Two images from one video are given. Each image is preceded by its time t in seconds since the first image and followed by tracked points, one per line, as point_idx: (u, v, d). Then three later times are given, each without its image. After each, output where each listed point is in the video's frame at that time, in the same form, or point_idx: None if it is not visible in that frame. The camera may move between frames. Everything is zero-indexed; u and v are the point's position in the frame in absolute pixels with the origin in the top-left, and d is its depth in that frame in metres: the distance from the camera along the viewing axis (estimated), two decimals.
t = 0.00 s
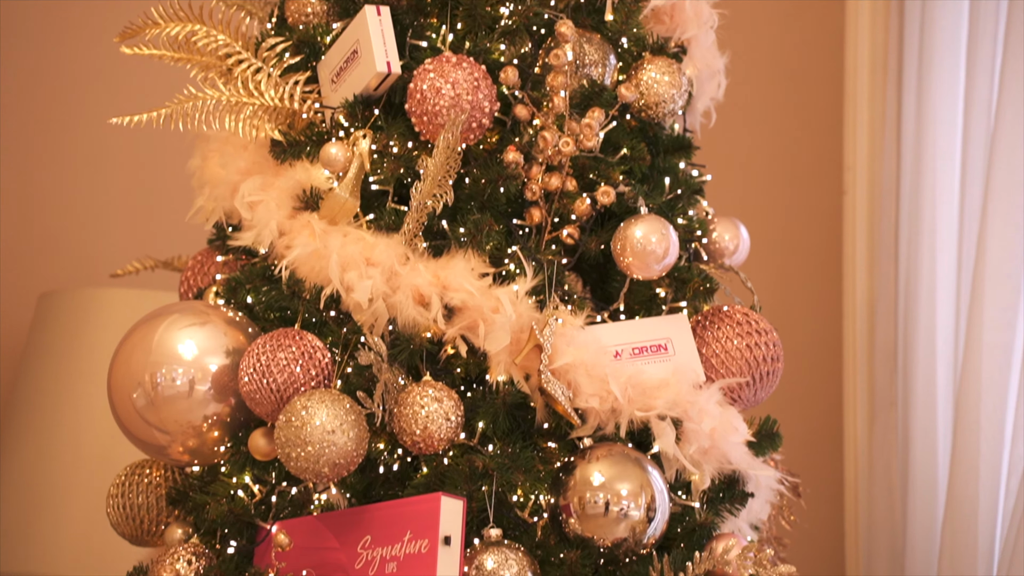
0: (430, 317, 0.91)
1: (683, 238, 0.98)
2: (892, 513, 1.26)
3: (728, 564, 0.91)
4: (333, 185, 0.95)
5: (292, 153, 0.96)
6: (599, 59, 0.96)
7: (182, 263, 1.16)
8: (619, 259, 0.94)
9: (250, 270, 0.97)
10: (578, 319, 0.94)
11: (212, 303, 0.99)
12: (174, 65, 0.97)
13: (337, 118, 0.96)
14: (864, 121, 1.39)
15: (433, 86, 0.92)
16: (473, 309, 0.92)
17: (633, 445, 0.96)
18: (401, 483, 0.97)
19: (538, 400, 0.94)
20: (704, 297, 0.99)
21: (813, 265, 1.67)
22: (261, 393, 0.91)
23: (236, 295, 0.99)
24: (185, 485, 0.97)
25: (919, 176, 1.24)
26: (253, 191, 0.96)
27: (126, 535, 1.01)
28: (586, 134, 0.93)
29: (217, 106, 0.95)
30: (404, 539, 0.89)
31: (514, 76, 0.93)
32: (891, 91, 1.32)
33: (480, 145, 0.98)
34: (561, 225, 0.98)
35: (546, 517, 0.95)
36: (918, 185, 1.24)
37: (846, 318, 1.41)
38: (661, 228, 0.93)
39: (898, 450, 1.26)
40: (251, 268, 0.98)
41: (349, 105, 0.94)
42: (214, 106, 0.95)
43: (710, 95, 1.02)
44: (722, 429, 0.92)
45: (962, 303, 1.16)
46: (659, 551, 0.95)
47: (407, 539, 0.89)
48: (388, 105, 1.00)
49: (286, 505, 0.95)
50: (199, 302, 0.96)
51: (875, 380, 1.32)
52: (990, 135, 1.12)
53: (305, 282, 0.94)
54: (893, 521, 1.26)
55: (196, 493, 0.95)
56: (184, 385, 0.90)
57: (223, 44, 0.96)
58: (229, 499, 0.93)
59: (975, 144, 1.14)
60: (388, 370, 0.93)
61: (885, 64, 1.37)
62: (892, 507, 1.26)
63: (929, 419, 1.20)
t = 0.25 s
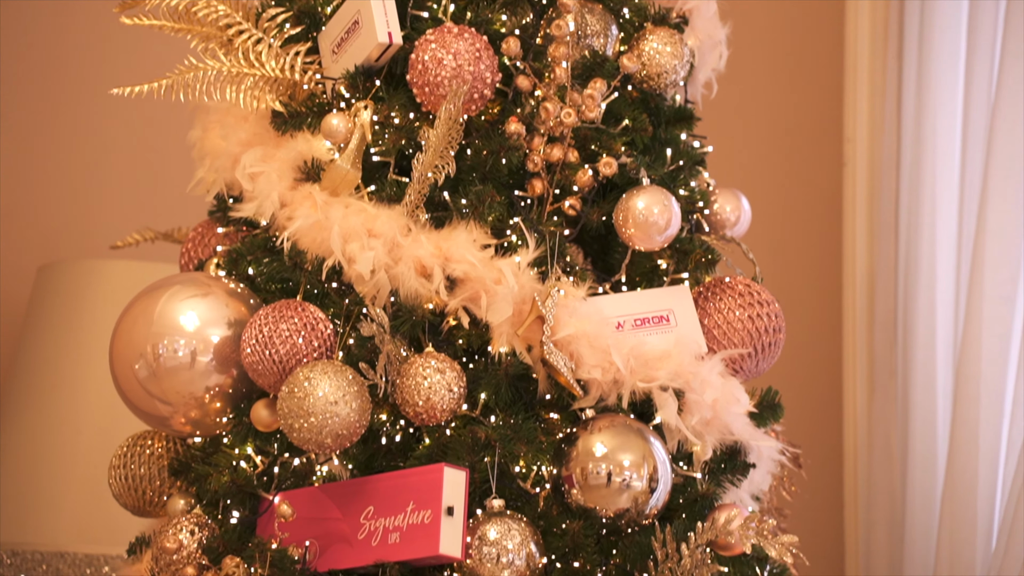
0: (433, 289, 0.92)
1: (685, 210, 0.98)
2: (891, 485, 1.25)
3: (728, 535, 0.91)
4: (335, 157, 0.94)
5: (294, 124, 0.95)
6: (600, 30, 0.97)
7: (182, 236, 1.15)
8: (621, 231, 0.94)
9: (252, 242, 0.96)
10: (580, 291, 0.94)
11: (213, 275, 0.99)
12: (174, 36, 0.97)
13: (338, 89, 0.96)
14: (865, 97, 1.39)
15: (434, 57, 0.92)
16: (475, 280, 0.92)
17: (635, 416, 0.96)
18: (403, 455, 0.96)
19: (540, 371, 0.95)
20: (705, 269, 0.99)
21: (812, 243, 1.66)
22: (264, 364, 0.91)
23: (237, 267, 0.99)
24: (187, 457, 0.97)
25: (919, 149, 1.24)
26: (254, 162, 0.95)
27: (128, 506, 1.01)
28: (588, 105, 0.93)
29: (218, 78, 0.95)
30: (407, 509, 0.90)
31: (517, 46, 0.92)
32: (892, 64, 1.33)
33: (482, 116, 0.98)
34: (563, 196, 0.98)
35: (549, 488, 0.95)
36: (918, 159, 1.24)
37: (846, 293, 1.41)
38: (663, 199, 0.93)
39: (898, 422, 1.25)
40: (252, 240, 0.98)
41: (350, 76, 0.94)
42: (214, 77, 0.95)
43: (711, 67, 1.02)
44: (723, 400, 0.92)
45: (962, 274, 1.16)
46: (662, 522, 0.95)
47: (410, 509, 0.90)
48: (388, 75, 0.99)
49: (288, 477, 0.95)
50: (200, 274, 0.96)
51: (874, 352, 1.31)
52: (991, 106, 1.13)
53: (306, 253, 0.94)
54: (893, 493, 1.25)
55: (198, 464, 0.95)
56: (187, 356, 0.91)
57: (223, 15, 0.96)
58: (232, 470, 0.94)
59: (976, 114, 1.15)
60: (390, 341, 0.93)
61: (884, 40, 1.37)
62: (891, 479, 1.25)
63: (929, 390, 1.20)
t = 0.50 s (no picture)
0: (435, 262, 0.91)
1: (686, 183, 0.98)
2: (890, 461, 1.25)
3: (730, 507, 0.91)
4: (336, 131, 0.94)
5: (295, 98, 0.96)
6: (602, 2, 0.97)
7: (184, 211, 1.16)
8: (622, 204, 0.94)
9: (253, 216, 0.97)
10: (582, 264, 0.94)
11: (215, 249, 0.99)
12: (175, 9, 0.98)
13: (339, 62, 0.96)
14: (864, 67, 1.36)
15: (435, 31, 0.92)
16: (477, 254, 0.92)
17: (636, 389, 0.96)
18: (405, 428, 0.96)
19: (541, 344, 0.94)
20: (706, 242, 0.99)
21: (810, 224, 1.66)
22: (266, 338, 0.91)
23: (239, 241, 0.99)
24: (189, 430, 0.98)
25: (919, 124, 1.24)
26: (255, 135, 0.96)
27: (129, 479, 1.02)
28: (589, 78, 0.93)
29: (219, 51, 0.96)
30: (410, 482, 0.90)
31: (518, 19, 0.92)
32: (891, 34, 1.31)
33: (483, 90, 0.98)
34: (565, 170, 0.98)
35: (550, 462, 0.95)
36: (918, 133, 1.24)
37: (845, 269, 1.38)
38: (664, 172, 0.93)
39: (897, 397, 1.26)
40: (253, 213, 0.98)
41: (351, 50, 0.94)
42: (216, 51, 0.96)
43: (712, 40, 1.03)
44: (725, 373, 0.92)
45: (961, 248, 1.17)
46: (664, 495, 0.95)
47: (412, 482, 0.90)
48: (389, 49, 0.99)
49: (290, 450, 0.94)
50: (202, 247, 0.96)
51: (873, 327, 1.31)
52: (992, 80, 1.14)
53: (308, 227, 0.94)
54: (892, 468, 1.25)
55: (201, 437, 0.96)
56: (189, 329, 0.91)
57: None
58: (234, 443, 0.94)
59: (976, 89, 1.15)
60: (393, 315, 0.93)
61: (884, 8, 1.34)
62: (891, 454, 1.25)
63: (928, 365, 1.20)
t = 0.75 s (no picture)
0: (439, 231, 0.91)
1: (689, 151, 0.98)
2: (891, 430, 1.26)
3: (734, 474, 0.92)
4: (338, 98, 0.95)
5: (298, 66, 0.96)
6: None
7: (184, 179, 1.16)
8: (626, 172, 0.94)
9: (256, 184, 0.97)
10: (586, 233, 0.94)
11: (217, 217, 0.99)
12: None
13: (341, 29, 0.98)
14: (865, 40, 1.37)
15: None
16: (481, 222, 0.91)
17: (639, 357, 0.97)
18: (410, 396, 0.96)
19: (546, 313, 0.94)
20: (709, 211, 1.00)
21: (809, 199, 1.67)
22: (271, 306, 0.91)
23: (241, 210, 0.98)
24: (192, 399, 0.98)
25: (920, 94, 1.23)
26: (258, 104, 0.96)
27: (134, 447, 1.02)
28: (593, 46, 0.93)
29: (222, 18, 0.97)
30: (415, 450, 0.90)
31: None
32: (893, 4, 1.31)
33: (487, 58, 0.98)
34: (568, 138, 0.98)
35: (555, 429, 0.96)
36: (919, 104, 1.23)
37: (847, 237, 1.40)
38: (669, 141, 0.92)
39: (899, 366, 1.25)
40: (256, 181, 0.98)
41: (353, 17, 0.96)
42: (219, 18, 0.97)
43: (716, 8, 1.02)
44: (729, 341, 0.92)
45: (962, 216, 1.16)
46: (668, 463, 0.95)
47: (417, 450, 0.90)
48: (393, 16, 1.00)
49: (295, 418, 0.95)
50: (205, 216, 0.96)
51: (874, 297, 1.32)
52: (994, 48, 1.12)
53: (312, 195, 0.94)
54: (892, 437, 1.25)
55: (205, 406, 0.96)
56: (192, 298, 0.91)
57: None
58: (239, 412, 0.94)
59: (978, 57, 1.14)
60: (397, 283, 0.92)
61: None
62: (891, 424, 1.25)
63: (928, 335, 1.19)
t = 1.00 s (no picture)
0: (442, 202, 0.91)
1: (693, 122, 0.98)
2: (891, 403, 1.26)
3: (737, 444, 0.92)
4: (341, 69, 0.95)
5: (300, 36, 0.97)
6: None
7: (185, 150, 1.16)
8: (629, 143, 0.93)
9: (258, 154, 0.96)
10: (590, 204, 0.94)
11: (219, 187, 0.99)
12: None
13: None
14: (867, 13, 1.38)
15: None
16: (485, 193, 0.91)
17: (644, 328, 0.96)
18: (413, 367, 0.97)
19: (549, 285, 0.94)
20: (713, 181, 0.99)
21: (809, 176, 1.67)
22: (274, 277, 0.91)
23: (244, 180, 0.99)
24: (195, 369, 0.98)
25: (922, 64, 1.21)
26: (260, 74, 0.96)
27: (137, 418, 1.02)
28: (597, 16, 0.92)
29: None
30: (420, 421, 0.90)
31: None
32: None
33: (489, 29, 0.98)
34: (571, 109, 0.98)
35: (558, 400, 0.96)
36: (921, 75, 1.22)
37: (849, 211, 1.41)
38: (672, 111, 0.92)
39: (899, 340, 1.26)
40: (258, 152, 0.98)
41: None
42: None
43: None
44: (732, 312, 0.92)
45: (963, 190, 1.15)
46: (671, 433, 0.95)
47: (422, 421, 0.90)
48: None
49: (299, 388, 0.95)
50: (209, 187, 0.96)
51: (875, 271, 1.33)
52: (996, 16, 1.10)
53: (315, 165, 0.93)
54: (892, 410, 1.26)
55: (208, 376, 0.96)
56: (195, 269, 0.91)
57: None
58: (242, 382, 0.94)
59: (980, 31, 1.13)
60: (401, 254, 0.92)
61: None
62: (891, 397, 1.26)
63: (930, 307, 1.19)
